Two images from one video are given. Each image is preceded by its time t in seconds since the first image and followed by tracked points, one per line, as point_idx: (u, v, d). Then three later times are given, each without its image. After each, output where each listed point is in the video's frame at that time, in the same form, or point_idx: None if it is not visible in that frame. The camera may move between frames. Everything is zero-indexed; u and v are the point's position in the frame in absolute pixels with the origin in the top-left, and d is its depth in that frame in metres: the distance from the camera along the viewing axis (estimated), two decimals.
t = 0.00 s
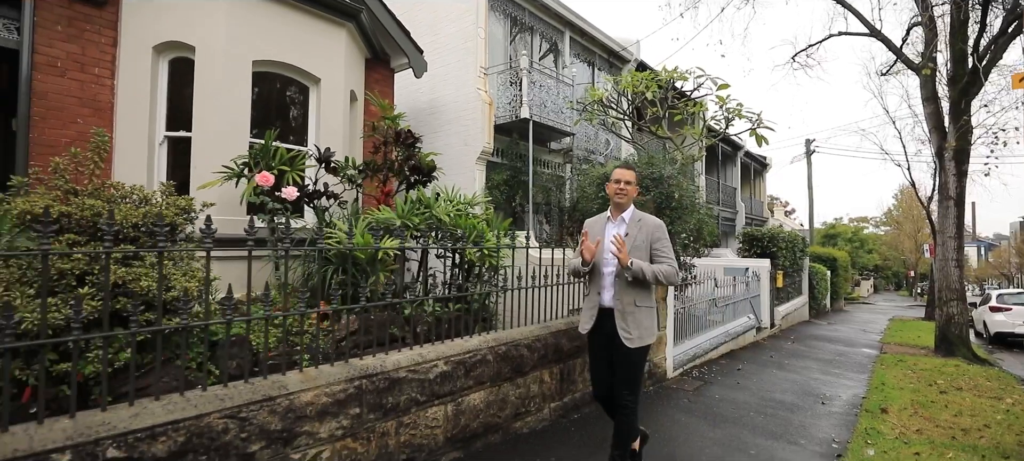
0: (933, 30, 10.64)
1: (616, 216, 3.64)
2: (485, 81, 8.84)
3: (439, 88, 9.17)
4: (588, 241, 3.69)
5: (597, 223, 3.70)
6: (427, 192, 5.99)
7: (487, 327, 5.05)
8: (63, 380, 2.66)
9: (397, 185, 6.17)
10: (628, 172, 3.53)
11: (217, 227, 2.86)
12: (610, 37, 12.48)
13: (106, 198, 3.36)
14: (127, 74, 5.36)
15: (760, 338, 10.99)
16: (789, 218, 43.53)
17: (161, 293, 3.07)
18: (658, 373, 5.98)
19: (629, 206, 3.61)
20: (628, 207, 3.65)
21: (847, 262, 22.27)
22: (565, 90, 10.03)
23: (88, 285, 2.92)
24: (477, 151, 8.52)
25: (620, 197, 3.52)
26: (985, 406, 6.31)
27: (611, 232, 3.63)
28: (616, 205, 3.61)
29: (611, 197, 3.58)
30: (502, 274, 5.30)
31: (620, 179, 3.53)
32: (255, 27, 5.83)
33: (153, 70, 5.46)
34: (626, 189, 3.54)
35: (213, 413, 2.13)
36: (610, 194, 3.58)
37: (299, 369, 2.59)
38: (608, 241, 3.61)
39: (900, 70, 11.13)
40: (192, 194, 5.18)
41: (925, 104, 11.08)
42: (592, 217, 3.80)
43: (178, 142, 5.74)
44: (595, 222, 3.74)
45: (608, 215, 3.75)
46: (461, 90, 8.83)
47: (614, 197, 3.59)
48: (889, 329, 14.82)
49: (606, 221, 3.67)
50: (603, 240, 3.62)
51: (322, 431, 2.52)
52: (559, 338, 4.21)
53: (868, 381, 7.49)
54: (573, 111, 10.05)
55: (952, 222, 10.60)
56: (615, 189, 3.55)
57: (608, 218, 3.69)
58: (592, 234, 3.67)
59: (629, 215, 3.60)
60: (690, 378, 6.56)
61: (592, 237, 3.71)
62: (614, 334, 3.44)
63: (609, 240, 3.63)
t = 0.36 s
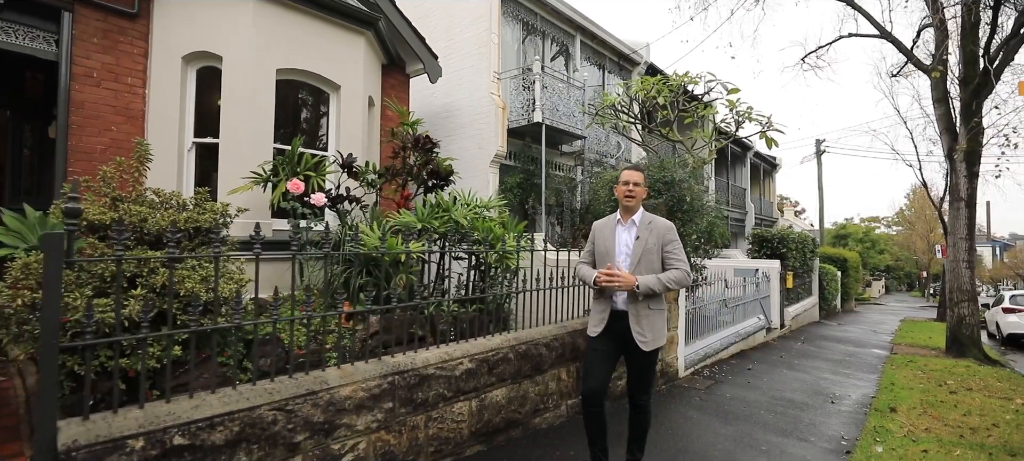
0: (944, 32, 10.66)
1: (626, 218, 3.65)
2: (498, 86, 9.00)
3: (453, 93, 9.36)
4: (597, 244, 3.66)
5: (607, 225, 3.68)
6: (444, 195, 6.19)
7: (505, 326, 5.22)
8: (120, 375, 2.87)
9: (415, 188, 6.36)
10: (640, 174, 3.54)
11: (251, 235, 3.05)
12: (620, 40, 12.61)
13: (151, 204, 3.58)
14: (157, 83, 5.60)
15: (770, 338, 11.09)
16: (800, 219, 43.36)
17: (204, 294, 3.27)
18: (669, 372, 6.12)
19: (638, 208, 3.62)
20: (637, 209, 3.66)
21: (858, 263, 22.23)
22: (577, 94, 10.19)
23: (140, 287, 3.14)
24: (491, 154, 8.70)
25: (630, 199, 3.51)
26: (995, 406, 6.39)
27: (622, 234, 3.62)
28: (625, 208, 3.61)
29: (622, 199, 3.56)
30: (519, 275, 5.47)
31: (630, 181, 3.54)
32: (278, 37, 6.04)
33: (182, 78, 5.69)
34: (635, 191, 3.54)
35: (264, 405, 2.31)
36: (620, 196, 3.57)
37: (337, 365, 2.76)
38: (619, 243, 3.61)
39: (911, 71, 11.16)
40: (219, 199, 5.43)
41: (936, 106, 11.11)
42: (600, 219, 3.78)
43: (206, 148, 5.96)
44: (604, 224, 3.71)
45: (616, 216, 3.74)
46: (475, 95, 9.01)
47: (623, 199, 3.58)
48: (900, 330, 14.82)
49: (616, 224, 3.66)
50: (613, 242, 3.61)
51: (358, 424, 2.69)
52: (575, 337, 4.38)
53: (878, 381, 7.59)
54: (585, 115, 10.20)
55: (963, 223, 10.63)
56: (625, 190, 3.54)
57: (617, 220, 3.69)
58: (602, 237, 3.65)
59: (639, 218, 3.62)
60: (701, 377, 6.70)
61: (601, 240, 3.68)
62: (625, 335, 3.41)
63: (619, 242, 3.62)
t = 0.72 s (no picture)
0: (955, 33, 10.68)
1: (632, 224, 3.62)
2: (511, 89, 9.16)
3: (466, 96, 9.54)
4: (602, 250, 3.63)
5: (612, 231, 3.64)
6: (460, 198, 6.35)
7: (521, 326, 5.37)
8: (167, 369, 3.05)
9: (433, 191, 6.54)
10: (647, 182, 3.48)
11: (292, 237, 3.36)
12: (631, 43, 12.73)
13: (191, 208, 3.78)
14: (186, 89, 5.80)
15: (781, 338, 11.16)
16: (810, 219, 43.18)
17: (241, 294, 3.45)
18: (682, 370, 6.25)
19: (644, 215, 3.60)
20: (642, 215, 3.63)
21: (869, 263, 22.17)
22: (588, 97, 10.33)
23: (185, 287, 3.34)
24: (504, 157, 8.86)
25: (636, 207, 3.49)
26: (1006, 405, 6.45)
27: (628, 241, 3.59)
28: (631, 214, 3.57)
29: (628, 207, 3.52)
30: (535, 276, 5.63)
31: (636, 189, 3.50)
32: (300, 45, 6.22)
33: (209, 85, 5.89)
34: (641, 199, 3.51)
35: (308, 397, 2.47)
36: (626, 204, 3.53)
37: (371, 362, 2.92)
38: (624, 250, 3.59)
39: (922, 72, 11.19)
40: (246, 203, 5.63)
41: (947, 107, 11.14)
42: (605, 224, 3.74)
43: (231, 153, 6.16)
44: (608, 230, 3.67)
45: (621, 221, 3.70)
46: (489, 99, 9.17)
47: (628, 207, 3.55)
48: (912, 330, 14.83)
49: (622, 230, 3.62)
50: (619, 249, 3.58)
51: (392, 416, 2.85)
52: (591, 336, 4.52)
53: (888, 380, 7.67)
54: (596, 117, 10.33)
55: (975, 224, 10.65)
56: (631, 197, 3.50)
57: (622, 225, 3.65)
58: (607, 244, 3.61)
59: (644, 224, 3.59)
60: (712, 375, 6.83)
61: (606, 246, 3.64)
62: (632, 340, 3.37)
63: (625, 249, 3.59)
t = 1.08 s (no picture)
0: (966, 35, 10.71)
1: (625, 221, 3.55)
2: (523, 92, 9.32)
3: (479, 100, 9.72)
4: (596, 249, 3.54)
5: (606, 228, 3.56)
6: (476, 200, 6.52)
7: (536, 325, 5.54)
8: (208, 364, 3.24)
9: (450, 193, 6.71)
10: (638, 177, 3.43)
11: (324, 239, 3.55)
12: (641, 45, 12.86)
13: (226, 211, 3.98)
14: (212, 96, 6.01)
15: (790, 338, 11.25)
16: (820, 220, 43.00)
17: (275, 293, 3.64)
18: (692, 369, 6.39)
19: (637, 210, 3.54)
20: (635, 211, 3.56)
21: (880, 264, 22.10)
22: (599, 100, 10.47)
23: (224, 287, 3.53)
24: (517, 159, 9.02)
25: (629, 203, 3.43)
26: (1015, 405, 6.52)
27: (622, 238, 3.51)
28: (624, 211, 3.50)
29: (621, 203, 3.45)
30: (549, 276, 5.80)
31: (627, 184, 3.44)
32: (321, 51, 6.41)
33: (234, 91, 6.09)
34: (633, 194, 3.46)
35: (345, 390, 2.65)
36: (618, 200, 3.46)
37: (401, 357, 3.09)
38: (619, 247, 3.50)
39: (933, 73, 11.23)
40: (272, 206, 5.82)
41: (958, 108, 11.17)
42: (597, 222, 3.66)
43: (255, 157, 6.37)
44: (601, 228, 3.59)
45: (614, 218, 3.63)
46: (501, 102, 9.34)
47: (620, 203, 3.48)
48: (922, 332, 14.83)
49: (616, 227, 3.54)
50: (613, 246, 3.49)
51: (421, 409, 3.02)
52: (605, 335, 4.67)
53: (897, 380, 7.76)
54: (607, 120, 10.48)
55: (986, 225, 10.68)
56: (623, 193, 3.45)
57: (616, 223, 3.57)
58: (601, 242, 3.52)
59: (638, 220, 3.53)
60: (722, 374, 6.95)
61: (600, 244, 3.55)
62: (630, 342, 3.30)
63: (620, 246, 3.51)
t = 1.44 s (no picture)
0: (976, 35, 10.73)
1: (619, 220, 3.50)
2: (534, 95, 9.49)
3: (490, 103, 9.90)
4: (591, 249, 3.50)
5: (600, 228, 3.53)
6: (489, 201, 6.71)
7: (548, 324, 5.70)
8: (242, 359, 3.44)
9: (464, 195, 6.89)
10: (630, 173, 3.40)
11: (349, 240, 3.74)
12: (649, 47, 12.97)
13: (255, 213, 4.19)
14: (233, 101, 6.22)
15: (798, 338, 11.34)
16: (830, 220, 42.83)
17: (303, 292, 3.84)
18: (701, 367, 6.52)
19: (630, 209, 3.48)
20: (628, 211, 3.52)
21: (890, 264, 22.06)
22: (608, 102, 10.62)
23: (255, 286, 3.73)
24: (527, 161, 9.19)
25: (622, 201, 3.36)
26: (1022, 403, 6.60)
27: (616, 237, 3.47)
28: (617, 210, 3.46)
29: (613, 201, 3.41)
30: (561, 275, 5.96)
31: (619, 182, 3.38)
32: (338, 57, 6.59)
33: (255, 97, 6.29)
34: (626, 192, 3.39)
35: (373, 383, 2.82)
36: (610, 198, 3.42)
37: (424, 352, 3.26)
38: (613, 246, 3.46)
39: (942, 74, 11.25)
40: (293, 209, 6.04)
41: (967, 108, 11.20)
42: (591, 224, 3.63)
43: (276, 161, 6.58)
44: (595, 229, 3.56)
45: (607, 219, 3.59)
46: (512, 105, 9.52)
47: (613, 201, 3.43)
48: (932, 332, 14.85)
49: (609, 226, 3.51)
50: (607, 245, 3.47)
51: (443, 401, 3.19)
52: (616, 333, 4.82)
53: (905, 379, 7.84)
54: (616, 122, 10.63)
55: (995, 225, 10.71)
56: (615, 193, 3.38)
57: (609, 223, 3.54)
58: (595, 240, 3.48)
59: (631, 219, 3.49)
60: (730, 372, 7.09)
61: (594, 244, 3.52)
62: (626, 340, 3.27)
63: (614, 246, 3.47)
